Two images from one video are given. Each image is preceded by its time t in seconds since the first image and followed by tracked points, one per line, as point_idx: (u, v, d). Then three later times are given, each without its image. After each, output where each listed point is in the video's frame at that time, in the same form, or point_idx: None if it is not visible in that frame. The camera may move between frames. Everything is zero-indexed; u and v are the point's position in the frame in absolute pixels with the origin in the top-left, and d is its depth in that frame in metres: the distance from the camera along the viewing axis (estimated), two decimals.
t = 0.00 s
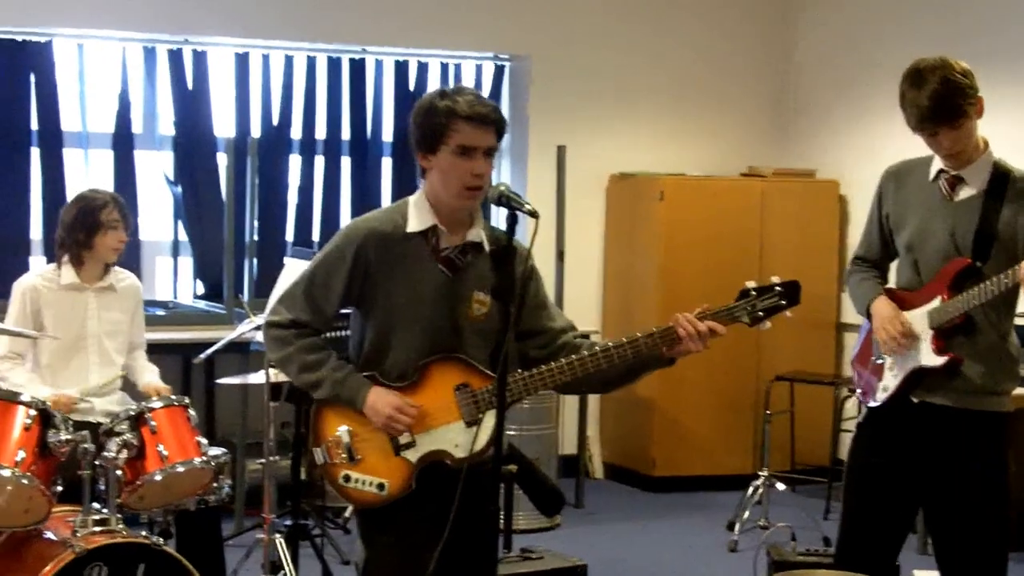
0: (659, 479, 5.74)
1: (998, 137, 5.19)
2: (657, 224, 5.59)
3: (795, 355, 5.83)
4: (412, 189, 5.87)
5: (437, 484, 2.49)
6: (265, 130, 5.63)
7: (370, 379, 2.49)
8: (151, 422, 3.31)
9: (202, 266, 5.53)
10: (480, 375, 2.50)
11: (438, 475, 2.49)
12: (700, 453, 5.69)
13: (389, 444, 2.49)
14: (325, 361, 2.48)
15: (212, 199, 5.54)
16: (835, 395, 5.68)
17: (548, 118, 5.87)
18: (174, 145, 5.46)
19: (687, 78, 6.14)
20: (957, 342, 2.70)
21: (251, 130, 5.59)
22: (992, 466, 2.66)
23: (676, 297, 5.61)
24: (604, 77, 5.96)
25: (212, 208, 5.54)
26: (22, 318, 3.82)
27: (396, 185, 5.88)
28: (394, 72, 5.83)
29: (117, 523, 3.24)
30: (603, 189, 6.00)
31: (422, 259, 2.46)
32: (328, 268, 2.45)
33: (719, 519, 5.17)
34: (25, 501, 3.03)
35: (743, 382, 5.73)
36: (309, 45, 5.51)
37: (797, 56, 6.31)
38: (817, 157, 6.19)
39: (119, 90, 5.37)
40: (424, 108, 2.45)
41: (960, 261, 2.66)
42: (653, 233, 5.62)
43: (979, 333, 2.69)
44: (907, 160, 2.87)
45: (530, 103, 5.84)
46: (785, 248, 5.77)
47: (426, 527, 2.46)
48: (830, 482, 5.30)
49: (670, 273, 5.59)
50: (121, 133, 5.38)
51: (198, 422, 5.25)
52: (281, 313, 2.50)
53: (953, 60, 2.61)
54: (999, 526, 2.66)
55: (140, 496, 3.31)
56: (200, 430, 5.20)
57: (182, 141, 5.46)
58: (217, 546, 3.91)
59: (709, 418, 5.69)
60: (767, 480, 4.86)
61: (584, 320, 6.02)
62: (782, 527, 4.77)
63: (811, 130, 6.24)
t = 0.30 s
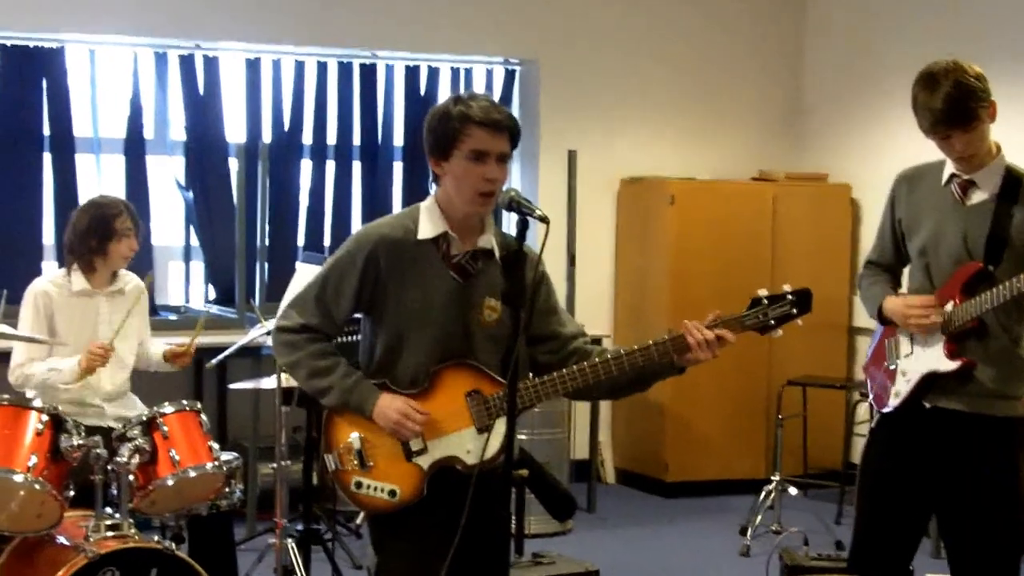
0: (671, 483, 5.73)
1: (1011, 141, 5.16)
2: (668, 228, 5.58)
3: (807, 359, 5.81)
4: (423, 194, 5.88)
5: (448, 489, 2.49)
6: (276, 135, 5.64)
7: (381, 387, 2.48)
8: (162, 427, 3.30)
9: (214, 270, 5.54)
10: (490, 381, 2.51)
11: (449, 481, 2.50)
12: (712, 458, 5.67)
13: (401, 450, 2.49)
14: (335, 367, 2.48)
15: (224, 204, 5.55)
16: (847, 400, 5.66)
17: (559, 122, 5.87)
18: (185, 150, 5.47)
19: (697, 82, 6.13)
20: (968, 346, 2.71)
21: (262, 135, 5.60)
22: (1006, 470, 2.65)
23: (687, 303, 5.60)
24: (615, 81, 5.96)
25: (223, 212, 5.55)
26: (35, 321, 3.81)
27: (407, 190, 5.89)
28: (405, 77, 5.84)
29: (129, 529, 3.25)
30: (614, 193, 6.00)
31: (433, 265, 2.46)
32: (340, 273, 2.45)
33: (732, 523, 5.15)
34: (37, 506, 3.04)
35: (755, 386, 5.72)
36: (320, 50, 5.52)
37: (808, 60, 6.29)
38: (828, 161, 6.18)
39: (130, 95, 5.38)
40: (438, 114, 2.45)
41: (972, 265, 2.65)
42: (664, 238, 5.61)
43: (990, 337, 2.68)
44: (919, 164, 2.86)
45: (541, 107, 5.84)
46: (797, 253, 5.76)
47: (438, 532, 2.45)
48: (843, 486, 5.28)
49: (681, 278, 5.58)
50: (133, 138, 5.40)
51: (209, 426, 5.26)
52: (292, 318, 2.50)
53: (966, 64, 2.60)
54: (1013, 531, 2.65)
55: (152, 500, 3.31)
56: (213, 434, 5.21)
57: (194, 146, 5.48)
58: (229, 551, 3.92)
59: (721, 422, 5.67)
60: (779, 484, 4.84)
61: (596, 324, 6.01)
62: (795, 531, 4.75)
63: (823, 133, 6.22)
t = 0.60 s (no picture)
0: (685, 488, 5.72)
1: None
2: (680, 232, 5.57)
3: (820, 364, 5.79)
4: (435, 199, 5.88)
5: (460, 497, 2.48)
6: (288, 141, 5.65)
7: (395, 396, 2.48)
8: (174, 433, 3.30)
9: (226, 276, 5.55)
10: (503, 389, 2.49)
11: (462, 489, 2.48)
12: (726, 463, 5.65)
13: (414, 458, 2.48)
14: (350, 377, 2.47)
15: (236, 209, 5.56)
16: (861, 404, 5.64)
17: (571, 127, 5.86)
18: (197, 155, 5.48)
19: (710, 86, 6.11)
20: (981, 352, 2.68)
21: (274, 140, 5.61)
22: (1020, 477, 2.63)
23: (700, 308, 5.58)
24: (628, 86, 5.95)
25: (235, 218, 5.56)
26: (48, 329, 3.80)
27: (420, 195, 5.89)
28: (417, 82, 5.84)
29: (140, 535, 3.25)
30: (627, 198, 5.99)
31: (444, 272, 2.45)
32: (352, 279, 2.45)
33: (745, 529, 5.13)
34: (49, 513, 3.05)
35: (769, 390, 5.70)
36: (332, 55, 5.52)
37: (821, 64, 6.27)
38: (842, 165, 6.16)
39: (143, 101, 5.40)
40: (449, 121, 2.45)
41: (983, 272, 2.63)
42: (677, 243, 5.59)
43: (1003, 343, 2.64)
44: (933, 169, 2.85)
45: (553, 112, 5.83)
46: (810, 257, 5.74)
47: (450, 540, 2.44)
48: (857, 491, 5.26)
49: (694, 283, 5.57)
50: (145, 143, 5.41)
51: (222, 432, 5.27)
52: (307, 329, 2.50)
53: (978, 69, 2.59)
54: None
55: (164, 507, 3.32)
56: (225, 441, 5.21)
57: (206, 152, 5.48)
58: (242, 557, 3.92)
59: (735, 427, 5.66)
60: (792, 489, 4.82)
61: (608, 329, 6.00)
62: (808, 537, 4.73)
63: (836, 138, 6.20)
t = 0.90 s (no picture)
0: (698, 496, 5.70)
1: None
2: (693, 239, 5.56)
3: (833, 370, 5.76)
4: (448, 207, 5.88)
5: (471, 504, 2.47)
6: (300, 148, 5.66)
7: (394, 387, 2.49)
8: (185, 442, 3.31)
9: (239, 283, 5.56)
10: (514, 394, 2.48)
11: (473, 495, 2.47)
12: (738, 470, 5.63)
13: (423, 463, 2.47)
14: (350, 366, 2.49)
15: (248, 216, 5.57)
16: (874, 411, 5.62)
17: (584, 135, 5.86)
18: (209, 163, 5.50)
19: (723, 93, 6.10)
20: (993, 360, 2.65)
21: (286, 147, 5.62)
22: None
23: (713, 315, 5.56)
24: (640, 93, 5.94)
25: (247, 225, 5.57)
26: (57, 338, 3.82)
27: (432, 203, 5.89)
28: (429, 89, 5.84)
29: (151, 543, 3.24)
30: (639, 205, 5.98)
31: (454, 277, 2.44)
32: (358, 278, 2.45)
33: (758, 537, 5.11)
34: (61, 520, 3.06)
35: (782, 396, 5.68)
36: (344, 63, 5.53)
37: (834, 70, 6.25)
38: (855, 172, 6.14)
39: (155, 108, 5.41)
40: (459, 127, 2.44)
41: (995, 278, 2.62)
42: (689, 250, 5.58)
43: (1015, 351, 2.62)
44: (943, 177, 2.85)
45: (565, 119, 5.83)
46: (823, 264, 5.72)
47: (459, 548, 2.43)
48: (870, 499, 5.23)
49: (707, 290, 5.55)
50: (157, 151, 5.42)
51: (234, 440, 5.27)
52: (308, 318, 2.50)
53: (989, 75, 2.57)
54: None
55: (175, 515, 3.31)
56: (238, 449, 5.21)
57: (219, 160, 5.50)
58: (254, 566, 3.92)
59: (748, 434, 5.64)
60: (805, 497, 4.80)
61: (621, 336, 5.99)
62: (821, 545, 4.71)
63: (849, 144, 6.19)
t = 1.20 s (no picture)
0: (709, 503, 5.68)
1: None
2: (703, 246, 5.55)
3: (844, 377, 5.74)
4: (458, 215, 5.87)
5: (480, 513, 2.47)
6: (310, 155, 5.66)
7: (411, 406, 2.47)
8: (195, 450, 3.30)
9: (249, 291, 5.56)
10: (523, 403, 2.48)
11: (482, 503, 2.47)
12: (749, 477, 5.62)
13: (434, 473, 2.46)
14: (366, 387, 2.47)
15: (258, 223, 5.57)
16: (886, 418, 5.60)
17: (594, 142, 5.85)
18: (219, 171, 5.50)
19: (733, 100, 6.09)
20: (1002, 365, 2.67)
21: (296, 155, 5.63)
22: None
23: (723, 322, 5.55)
24: (650, 100, 5.94)
25: (257, 231, 5.57)
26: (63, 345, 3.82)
27: (442, 210, 5.89)
28: (440, 96, 5.84)
29: (162, 552, 3.24)
30: (650, 212, 5.98)
31: (463, 286, 2.44)
32: (370, 291, 2.43)
33: (769, 544, 5.09)
34: (70, 528, 3.06)
35: (793, 403, 5.66)
36: (353, 70, 5.54)
37: (844, 76, 6.25)
38: (866, 178, 6.13)
39: (165, 116, 5.42)
40: (469, 135, 2.44)
41: (1006, 284, 2.63)
42: (700, 257, 5.57)
43: None
44: (953, 183, 2.87)
45: (575, 127, 5.83)
46: (834, 271, 5.70)
47: (468, 557, 2.42)
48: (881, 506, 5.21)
49: (718, 296, 5.54)
50: (167, 159, 5.43)
51: (244, 447, 5.27)
52: (322, 338, 2.49)
53: (998, 82, 2.58)
54: None
55: (185, 523, 3.31)
56: (248, 457, 5.21)
57: (228, 168, 5.51)
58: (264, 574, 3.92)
59: (759, 441, 5.62)
60: (816, 504, 4.78)
61: (632, 343, 5.98)
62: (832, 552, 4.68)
63: (859, 151, 6.17)
